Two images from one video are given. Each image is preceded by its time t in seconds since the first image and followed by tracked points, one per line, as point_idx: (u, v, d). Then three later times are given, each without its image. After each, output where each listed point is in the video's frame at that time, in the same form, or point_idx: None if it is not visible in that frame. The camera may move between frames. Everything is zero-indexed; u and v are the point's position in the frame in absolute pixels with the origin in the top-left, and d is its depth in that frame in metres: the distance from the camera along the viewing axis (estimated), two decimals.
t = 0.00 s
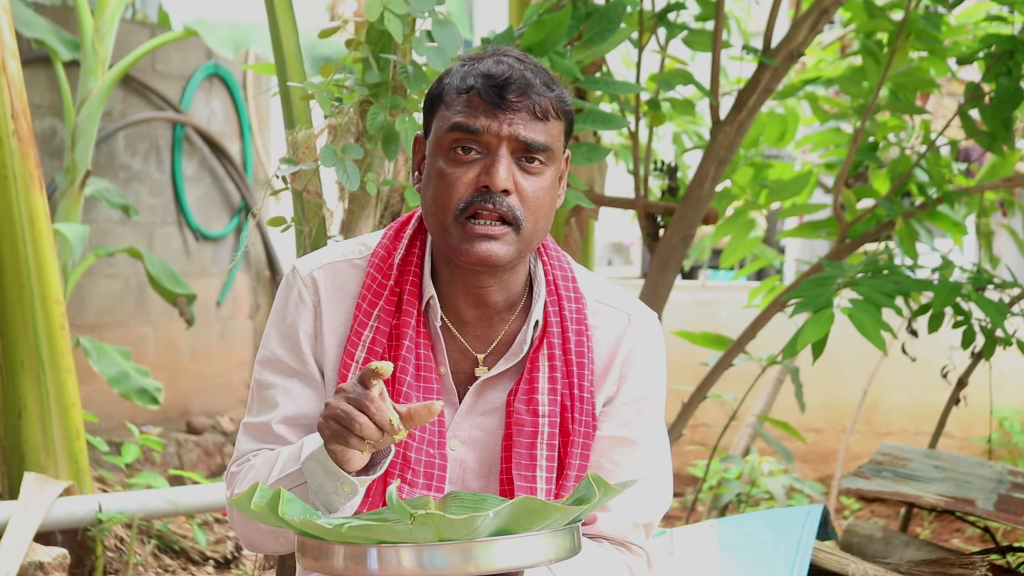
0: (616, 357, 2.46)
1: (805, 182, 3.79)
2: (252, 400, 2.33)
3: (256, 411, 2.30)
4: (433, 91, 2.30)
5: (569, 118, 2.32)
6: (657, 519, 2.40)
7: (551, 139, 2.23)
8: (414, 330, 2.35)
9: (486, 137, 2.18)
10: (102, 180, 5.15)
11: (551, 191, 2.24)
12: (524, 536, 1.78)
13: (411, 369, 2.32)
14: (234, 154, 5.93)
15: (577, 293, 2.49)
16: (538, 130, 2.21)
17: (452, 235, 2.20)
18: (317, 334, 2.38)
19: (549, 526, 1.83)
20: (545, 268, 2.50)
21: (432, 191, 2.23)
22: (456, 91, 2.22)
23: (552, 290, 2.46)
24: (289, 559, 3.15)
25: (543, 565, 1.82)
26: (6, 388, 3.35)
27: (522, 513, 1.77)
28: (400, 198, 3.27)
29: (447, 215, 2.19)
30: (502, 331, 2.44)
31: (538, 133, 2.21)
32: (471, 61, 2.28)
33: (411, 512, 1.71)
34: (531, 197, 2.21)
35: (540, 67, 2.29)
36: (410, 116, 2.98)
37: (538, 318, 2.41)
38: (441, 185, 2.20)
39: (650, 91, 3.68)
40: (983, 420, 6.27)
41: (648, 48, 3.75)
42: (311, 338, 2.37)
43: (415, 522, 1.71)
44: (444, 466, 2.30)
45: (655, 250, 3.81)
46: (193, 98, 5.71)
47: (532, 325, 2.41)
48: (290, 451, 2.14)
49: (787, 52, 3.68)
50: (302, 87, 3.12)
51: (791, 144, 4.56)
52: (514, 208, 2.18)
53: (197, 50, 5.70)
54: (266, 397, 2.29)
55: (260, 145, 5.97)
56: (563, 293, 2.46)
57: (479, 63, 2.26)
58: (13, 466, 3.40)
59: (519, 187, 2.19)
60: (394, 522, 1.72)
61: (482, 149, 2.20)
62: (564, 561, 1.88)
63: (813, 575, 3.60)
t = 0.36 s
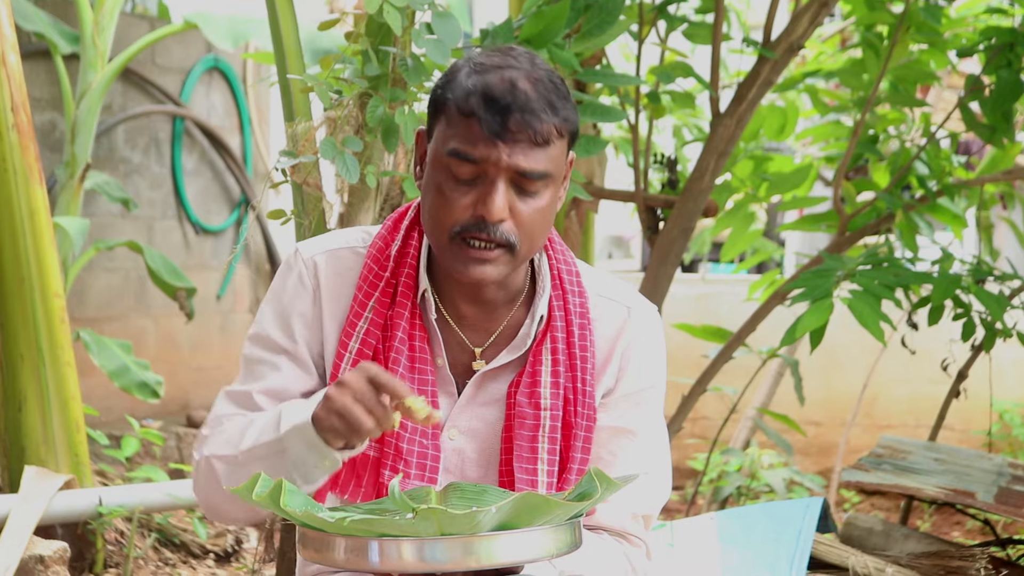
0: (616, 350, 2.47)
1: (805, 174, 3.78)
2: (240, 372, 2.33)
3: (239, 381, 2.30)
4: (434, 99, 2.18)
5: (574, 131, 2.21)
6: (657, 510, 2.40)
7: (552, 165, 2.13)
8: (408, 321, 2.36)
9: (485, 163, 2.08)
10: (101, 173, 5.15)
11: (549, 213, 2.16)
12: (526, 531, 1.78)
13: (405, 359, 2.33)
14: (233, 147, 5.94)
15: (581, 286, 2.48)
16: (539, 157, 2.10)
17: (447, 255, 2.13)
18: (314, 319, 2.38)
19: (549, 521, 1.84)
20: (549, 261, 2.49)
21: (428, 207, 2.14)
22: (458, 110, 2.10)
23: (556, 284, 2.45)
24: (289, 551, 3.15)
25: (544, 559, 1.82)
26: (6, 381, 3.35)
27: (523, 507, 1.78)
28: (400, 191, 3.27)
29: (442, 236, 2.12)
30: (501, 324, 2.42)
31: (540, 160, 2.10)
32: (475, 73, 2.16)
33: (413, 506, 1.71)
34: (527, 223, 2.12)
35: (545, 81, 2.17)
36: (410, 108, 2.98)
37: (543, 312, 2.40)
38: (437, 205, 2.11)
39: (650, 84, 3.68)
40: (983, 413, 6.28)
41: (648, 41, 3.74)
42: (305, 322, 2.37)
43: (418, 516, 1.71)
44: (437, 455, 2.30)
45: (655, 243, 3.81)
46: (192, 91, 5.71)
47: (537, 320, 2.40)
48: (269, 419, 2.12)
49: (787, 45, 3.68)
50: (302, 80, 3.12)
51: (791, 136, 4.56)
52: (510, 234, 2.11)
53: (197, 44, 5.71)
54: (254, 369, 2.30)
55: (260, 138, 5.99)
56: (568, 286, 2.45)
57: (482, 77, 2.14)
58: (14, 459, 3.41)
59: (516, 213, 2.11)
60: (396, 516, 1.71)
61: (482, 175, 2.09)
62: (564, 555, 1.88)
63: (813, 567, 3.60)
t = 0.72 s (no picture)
0: (617, 345, 2.46)
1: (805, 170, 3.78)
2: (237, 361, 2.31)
3: (237, 372, 2.28)
4: (448, 105, 2.16)
5: (589, 143, 2.21)
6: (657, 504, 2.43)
7: (567, 178, 2.13)
8: (409, 319, 2.34)
9: (500, 176, 2.07)
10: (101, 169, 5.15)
11: (560, 224, 2.17)
12: (524, 522, 1.79)
13: (406, 356, 2.32)
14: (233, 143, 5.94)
15: (582, 282, 2.48)
16: (555, 171, 2.10)
17: (455, 257, 2.15)
18: (315, 312, 2.38)
19: (548, 513, 1.84)
20: (550, 257, 2.49)
21: (439, 212, 2.15)
22: (474, 121, 2.09)
23: (557, 280, 2.45)
24: (289, 546, 3.15)
25: (543, 551, 1.83)
26: (6, 377, 3.35)
27: (522, 498, 1.78)
28: (399, 186, 3.28)
29: (452, 241, 2.13)
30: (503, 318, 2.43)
31: (556, 174, 2.10)
32: (493, 83, 2.13)
33: (411, 496, 1.71)
34: (539, 233, 2.14)
35: (562, 94, 2.15)
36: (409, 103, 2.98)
37: (544, 308, 2.40)
38: (448, 212, 2.12)
39: (650, 79, 3.67)
40: (983, 409, 6.28)
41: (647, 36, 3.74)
42: (305, 313, 2.36)
43: (416, 507, 1.72)
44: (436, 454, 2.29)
45: (655, 238, 3.81)
46: (192, 86, 5.72)
47: (539, 316, 2.39)
48: (289, 419, 2.07)
49: (787, 41, 3.68)
50: (302, 75, 3.12)
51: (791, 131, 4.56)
52: (521, 246, 2.13)
53: (197, 40, 5.71)
54: (252, 359, 2.28)
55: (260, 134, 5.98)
56: (569, 282, 2.45)
57: (501, 89, 2.12)
58: (13, 455, 3.41)
59: (529, 225, 2.12)
60: (394, 507, 1.72)
61: (496, 186, 2.09)
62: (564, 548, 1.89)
63: (812, 563, 3.60)
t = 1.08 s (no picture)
0: (623, 338, 2.46)
1: (803, 163, 3.78)
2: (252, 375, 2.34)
3: (254, 386, 2.31)
4: (410, 86, 2.31)
5: (551, 83, 2.31)
6: (661, 500, 2.39)
7: (533, 107, 2.22)
8: (421, 307, 2.34)
9: (463, 116, 2.18)
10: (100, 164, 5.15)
11: (542, 159, 2.23)
12: (518, 515, 1.78)
13: (417, 346, 2.31)
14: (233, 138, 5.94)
15: (585, 272, 2.47)
16: (516, 99, 2.20)
17: (452, 219, 2.19)
18: (321, 313, 2.37)
19: (544, 505, 1.83)
20: (553, 247, 2.49)
21: (425, 179, 2.23)
22: (429, 78, 2.22)
23: (560, 270, 2.45)
24: (289, 541, 3.14)
25: (540, 543, 1.83)
26: (5, 372, 3.35)
27: (515, 491, 1.76)
28: (398, 180, 3.27)
29: (445, 200, 2.18)
30: (509, 307, 2.43)
31: (518, 102, 2.20)
32: (439, 47, 2.29)
33: (402, 490, 1.70)
34: (521, 170, 2.20)
35: (506, 36, 2.30)
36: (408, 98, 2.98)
37: (548, 297, 2.40)
38: (432, 172, 2.20)
39: (649, 73, 3.67)
40: (982, 403, 6.29)
41: (646, 30, 3.73)
42: (314, 316, 2.36)
43: (407, 500, 1.71)
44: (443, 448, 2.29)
45: (654, 233, 3.80)
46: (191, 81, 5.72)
47: (542, 304, 2.39)
48: (290, 441, 2.12)
49: (786, 34, 3.68)
50: (301, 68, 3.12)
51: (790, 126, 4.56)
52: (506, 182, 2.18)
53: (196, 34, 5.71)
54: (267, 371, 2.31)
55: (259, 130, 5.98)
56: (572, 272, 2.45)
57: (446, 45, 2.27)
58: (13, 449, 3.41)
59: (507, 161, 2.19)
60: (385, 501, 1.71)
61: (465, 130, 2.19)
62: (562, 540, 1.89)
63: (812, 556, 3.61)
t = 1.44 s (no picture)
0: (618, 333, 2.46)
1: (802, 160, 3.78)
2: (252, 378, 2.34)
3: (254, 389, 2.31)
4: (410, 74, 2.30)
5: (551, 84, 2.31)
6: (658, 494, 2.40)
7: (528, 106, 2.22)
8: (414, 305, 2.34)
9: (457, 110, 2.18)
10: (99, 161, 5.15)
11: (533, 158, 2.23)
12: (517, 509, 1.78)
13: (411, 344, 2.30)
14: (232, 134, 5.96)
15: (578, 268, 2.47)
16: (512, 98, 2.20)
17: (437, 212, 2.18)
18: (316, 312, 2.37)
19: (542, 498, 1.84)
20: (547, 242, 2.48)
21: (415, 169, 2.22)
22: (428, 68, 2.22)
23: (554, 265, 2.44)
24: (287, 537, 3.14)
25: (539, 537, 1.83)
26: (4, 368, 3.35)
27: (513, 485, 1.77)
28: (397, 176, 3.27)
29: (431, 192, 2.18)
30: (502, 303, 2.43)
31: (512, 100, 2.20)
32: (441, 37, 2.29)
33: (401, 484, 1.70)
34: (510, 167, 2.19)
35: (510, 33, 2.29)
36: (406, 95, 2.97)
37: (541, 292, 2.39)
38: (422, 163, 2.19)
39: (648, 70, 3.67)
40: (981, 399, 6.30)
41: (645, 26, 3.73)
42: (310, 316, 2.36)
43: (406, 494, 1.70)
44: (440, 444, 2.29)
45: (652, 230, 3.80)
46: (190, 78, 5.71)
47: (536, 300, 2.39)
48: (292, 445, 2.12)
49: (784, 31, 3.68)
50: (299, 64, 3.12)
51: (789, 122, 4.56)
52: (494, 178, 2.17)
53: (194, 30, 5.71)
54: (266, 373, 2.31)
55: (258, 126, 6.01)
56: (565, 267, 2.45)
57: (447, 37, 2.27)
58: (12, 446, 3.41)
59: (497, 156, 2.18)
60: (384, 496, 1.72)
61: (457, 123, 2.19)
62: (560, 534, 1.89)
63: (811, 553, 3.62)
